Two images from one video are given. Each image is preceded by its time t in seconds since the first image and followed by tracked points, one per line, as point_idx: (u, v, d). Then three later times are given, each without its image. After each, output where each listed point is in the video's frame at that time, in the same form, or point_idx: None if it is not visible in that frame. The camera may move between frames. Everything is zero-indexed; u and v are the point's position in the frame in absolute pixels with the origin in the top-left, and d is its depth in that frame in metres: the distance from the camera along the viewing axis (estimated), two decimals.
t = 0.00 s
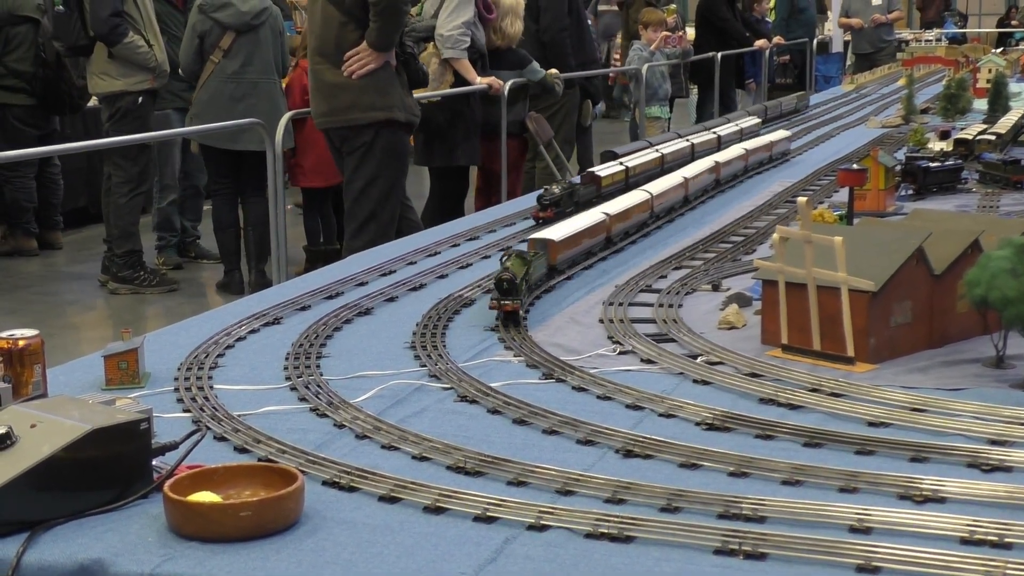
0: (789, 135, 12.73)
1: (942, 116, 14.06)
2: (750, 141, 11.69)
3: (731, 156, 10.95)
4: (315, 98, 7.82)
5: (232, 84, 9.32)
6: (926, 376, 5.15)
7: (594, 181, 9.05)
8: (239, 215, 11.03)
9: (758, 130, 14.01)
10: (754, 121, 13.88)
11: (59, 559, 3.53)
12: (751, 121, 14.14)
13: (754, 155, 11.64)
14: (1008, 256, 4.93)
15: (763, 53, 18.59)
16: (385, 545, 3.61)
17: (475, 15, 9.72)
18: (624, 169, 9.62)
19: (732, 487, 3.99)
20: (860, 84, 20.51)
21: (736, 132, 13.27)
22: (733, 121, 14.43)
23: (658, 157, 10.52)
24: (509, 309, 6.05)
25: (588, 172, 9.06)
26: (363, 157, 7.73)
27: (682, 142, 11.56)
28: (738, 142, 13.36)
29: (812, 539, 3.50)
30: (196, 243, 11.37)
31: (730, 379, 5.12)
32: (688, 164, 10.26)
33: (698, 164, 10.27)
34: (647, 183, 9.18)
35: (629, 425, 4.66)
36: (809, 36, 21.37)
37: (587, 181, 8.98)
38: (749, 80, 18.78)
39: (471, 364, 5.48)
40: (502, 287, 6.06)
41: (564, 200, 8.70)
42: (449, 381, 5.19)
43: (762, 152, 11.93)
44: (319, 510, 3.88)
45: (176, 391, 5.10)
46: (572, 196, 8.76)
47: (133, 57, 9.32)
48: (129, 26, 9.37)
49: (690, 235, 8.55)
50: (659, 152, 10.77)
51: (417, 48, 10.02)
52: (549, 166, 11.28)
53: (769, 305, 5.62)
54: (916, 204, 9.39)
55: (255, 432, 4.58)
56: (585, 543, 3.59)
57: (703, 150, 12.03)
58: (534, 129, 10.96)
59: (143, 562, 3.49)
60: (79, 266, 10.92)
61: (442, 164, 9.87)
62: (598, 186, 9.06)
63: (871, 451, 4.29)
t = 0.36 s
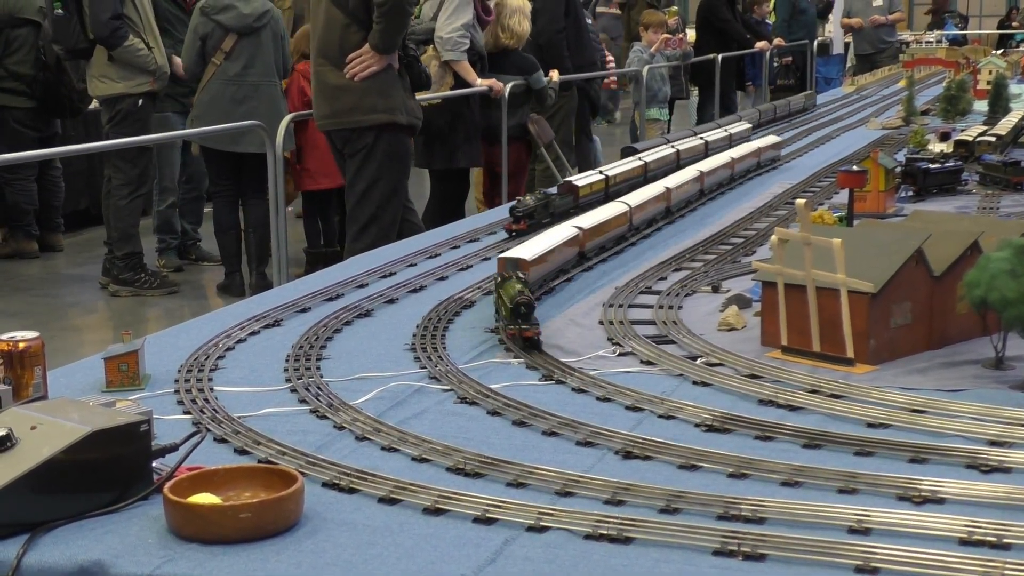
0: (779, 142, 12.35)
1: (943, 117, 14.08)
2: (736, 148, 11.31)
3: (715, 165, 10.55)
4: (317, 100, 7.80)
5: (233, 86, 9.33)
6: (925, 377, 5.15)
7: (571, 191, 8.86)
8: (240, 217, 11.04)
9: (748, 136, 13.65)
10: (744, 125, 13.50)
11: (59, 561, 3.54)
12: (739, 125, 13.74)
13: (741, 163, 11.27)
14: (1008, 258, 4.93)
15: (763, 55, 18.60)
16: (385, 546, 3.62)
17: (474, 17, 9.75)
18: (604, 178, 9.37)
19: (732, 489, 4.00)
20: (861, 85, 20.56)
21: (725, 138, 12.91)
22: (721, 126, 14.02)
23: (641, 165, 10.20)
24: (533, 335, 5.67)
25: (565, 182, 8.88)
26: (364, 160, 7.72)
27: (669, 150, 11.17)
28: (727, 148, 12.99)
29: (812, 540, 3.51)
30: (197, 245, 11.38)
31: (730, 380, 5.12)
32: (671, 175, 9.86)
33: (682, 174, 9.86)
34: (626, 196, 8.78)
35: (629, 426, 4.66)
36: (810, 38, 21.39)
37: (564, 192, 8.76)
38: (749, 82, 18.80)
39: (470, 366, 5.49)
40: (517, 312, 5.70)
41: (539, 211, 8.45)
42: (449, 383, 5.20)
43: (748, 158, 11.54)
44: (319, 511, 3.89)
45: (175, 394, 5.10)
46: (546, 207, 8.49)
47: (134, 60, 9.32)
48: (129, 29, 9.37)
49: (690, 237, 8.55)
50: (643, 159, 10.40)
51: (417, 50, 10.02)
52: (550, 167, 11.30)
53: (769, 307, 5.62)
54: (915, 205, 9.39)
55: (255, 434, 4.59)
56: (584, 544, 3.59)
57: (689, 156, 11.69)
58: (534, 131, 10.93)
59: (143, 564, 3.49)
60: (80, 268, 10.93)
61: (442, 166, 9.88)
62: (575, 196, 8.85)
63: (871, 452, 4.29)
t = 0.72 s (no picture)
0: (767, 147, 11.92)
1: (942, 119, 14.08)
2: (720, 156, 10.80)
3: (699, 173, 10.04)
4: (317, 101, 7.81)
5: (234, 87, 9.34)
6: (925, 379, 5.16)
7: (547, 203, 8.52)
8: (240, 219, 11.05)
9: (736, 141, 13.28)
10: (734, 131, 13.12)
11: (58, 562, 3.54)
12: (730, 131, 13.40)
13: (726, 171, 10.78)
14: (1007, 259, 4.94)
15: (763, 56, 18.61)
16: (386, 547, 3.62)
17: (474, 19, 9.76)
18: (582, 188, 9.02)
19: (732, 490, 4.00)
20: (861, 87, 20.58)
21: (712, 143, 12.52)
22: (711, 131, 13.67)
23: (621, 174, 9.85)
24: (581, 362, 5.28)
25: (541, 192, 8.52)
26: (365, 161, 7.72)
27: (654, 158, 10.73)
28: (716, 152, 12.60)
29: (811, 541, 3.51)
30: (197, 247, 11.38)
31: (730, 382, 5.12)
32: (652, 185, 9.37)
33: (663, 184, 9.35)
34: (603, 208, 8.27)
35: (629, 428, 4.66)
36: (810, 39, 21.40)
37: (540, 203, 8.44)
38: (749, 83, 18.80)
39: (470, 367, 5.50)
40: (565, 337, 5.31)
41: (512, 223, 8.17)
42: (449, 384, 5.20)
43: (734, 167, 11.07)
44: (319, 513, 3.89)
45: (175, 395, 5.10)
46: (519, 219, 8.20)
47: (132, 63, 9.32)
48: (127, 31, 9.38)
49: (689, 239, 8.55)
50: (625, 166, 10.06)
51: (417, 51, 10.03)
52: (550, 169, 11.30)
53: (769, 308, 5.63)
54: (916, 206, 9.39)
55: (255, 435, 4.59)
56: (584, 546, 3.59)
57: (675, 164, 11.29)
58: (534, 132, 10.97)
59: (143, 566, 3.49)
60: (79, 270, 10.93)
61: (441, 168, 9.87)
62: (550, 207, 8.52)
63: (871, 453, 4.30)
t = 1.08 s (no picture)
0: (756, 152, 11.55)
1: (942, 119, 14.08)
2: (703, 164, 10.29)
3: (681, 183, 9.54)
4: (319, 102, 7.81)
5: (235, 88, 9.34)
6: (925, 379, 5.16)
7: (521, 213, 8.38)
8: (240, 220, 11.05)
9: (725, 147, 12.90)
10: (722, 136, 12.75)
11: (58, 562, 3.54)
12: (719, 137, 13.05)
13: (709, 179, 10.27)
14: (1007, 260, 4.94)
15: (763, 57, 18.61)
16: (386, 548, 3.62)
17: (475, 20, 9.74)
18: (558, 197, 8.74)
19: (732, 491, 4.00)
20: (861, 88, 20.60)
21: (700, 149, 12.17)
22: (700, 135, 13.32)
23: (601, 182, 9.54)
24: (671, 390, 4.89)
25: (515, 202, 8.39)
26: (366, 161, 7.72)
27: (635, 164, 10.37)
28: (703, 158, 12.23)
29: (812, 542, 3.51)
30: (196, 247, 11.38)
31: (730, 384, 5.11)
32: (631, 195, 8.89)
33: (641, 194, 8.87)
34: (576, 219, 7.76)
35: (629, 429, 4.66)
36: (810, 40, 21.41)
37: (513, 213, 8.31)
38: (749, 84, 18.80)
39: (470, 368, 5.50)
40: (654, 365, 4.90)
41: (484, 235, 7.97)
42: (448, 385, 5.20)
43: (719, 174, 10.58)
44: (319, 513, 3.89)
45: (176, 395, 5.11)
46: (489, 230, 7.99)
47: (131, 64, 9.31)
48: (127, 31, 9.36)
49: (690, 239, 8.54)
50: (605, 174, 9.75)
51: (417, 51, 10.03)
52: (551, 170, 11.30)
53: (770, 309, 5.62)
54: (916, 207, 9.39)
55: (255, 436, 4.58)
56: (584, 546, 3.59)
57: (659, 171, 10.93)
58: (534, 133, 11.01)
59: (143, 566, 3.49)
60: (79, 271, 10.93)
61: (440, 168, 9.86)
62: (524, 218, 8.37)
63: (871, 454, 4.30)
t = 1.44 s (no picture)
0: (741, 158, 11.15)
1: (942, 119, 14.07)
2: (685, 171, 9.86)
3: (661, 191, 9.14)
4: (319, 102, 7.80)
5: (235, 88, 9.34)
6: (925, 379, 5.16)
7: (494, 222, 8.10)
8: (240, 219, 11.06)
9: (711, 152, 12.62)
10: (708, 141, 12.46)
11: (58, 561, 3.54)
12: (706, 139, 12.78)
13: (692, 187, 9.86)
14: (1007, 259, 4.95)
15: (763, 56, 18.61)
16: (385, 547, 3.62)
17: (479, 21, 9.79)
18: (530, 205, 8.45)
19: (732, 490, 4.00)
20: (861, 87, 20.60)
21: (686, 153, 11.84)
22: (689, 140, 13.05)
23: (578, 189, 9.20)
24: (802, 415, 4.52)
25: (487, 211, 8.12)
26: (367, 160, 7.72)
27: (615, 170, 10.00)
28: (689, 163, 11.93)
29: (812, 541, 3.51)
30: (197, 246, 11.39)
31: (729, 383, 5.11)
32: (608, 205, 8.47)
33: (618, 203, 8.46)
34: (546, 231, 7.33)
35: (629, 428, 4.66)
36: (810, 40, 21.39)
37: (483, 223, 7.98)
38: (749, 83, 18.78)
39: (470, 367, 5.50)
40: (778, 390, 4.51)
41: (452, 246, 7.59)
42: (449, 384, 5.20)
43: (702, 181, 10.17)
44: (319, 512, 3.89)
45: (176, 394, 5.11)
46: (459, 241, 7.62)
47: (131, 63, 9.31)
48: (127, 31, 9.36)
49: (690, 239, 8.55)
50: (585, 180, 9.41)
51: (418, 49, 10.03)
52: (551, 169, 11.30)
53: (769, 308, 5.62)
54: (916, 206, 9.39)
55: (256, 435, 4.58)
56: (584, 546, 3.59)
57: (640, 178, 10.59)
58: (535, 134, 11.03)
59: (143, 565, 3.49)
60: (80, 270, 10.93)
61: (438, 167, 9.87)
62: (497, 227, 8.10)
63: (870, 453, 4.30)
